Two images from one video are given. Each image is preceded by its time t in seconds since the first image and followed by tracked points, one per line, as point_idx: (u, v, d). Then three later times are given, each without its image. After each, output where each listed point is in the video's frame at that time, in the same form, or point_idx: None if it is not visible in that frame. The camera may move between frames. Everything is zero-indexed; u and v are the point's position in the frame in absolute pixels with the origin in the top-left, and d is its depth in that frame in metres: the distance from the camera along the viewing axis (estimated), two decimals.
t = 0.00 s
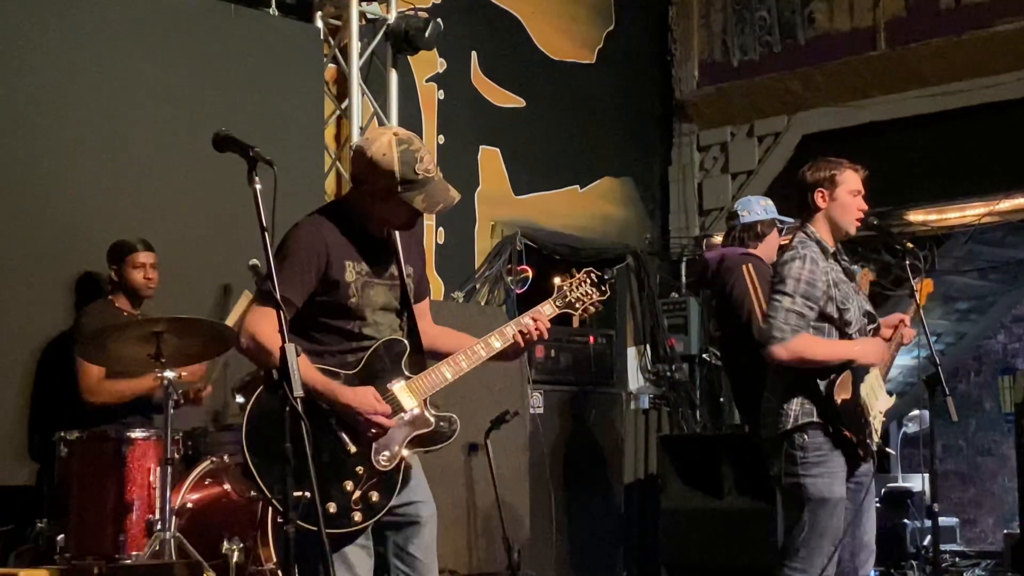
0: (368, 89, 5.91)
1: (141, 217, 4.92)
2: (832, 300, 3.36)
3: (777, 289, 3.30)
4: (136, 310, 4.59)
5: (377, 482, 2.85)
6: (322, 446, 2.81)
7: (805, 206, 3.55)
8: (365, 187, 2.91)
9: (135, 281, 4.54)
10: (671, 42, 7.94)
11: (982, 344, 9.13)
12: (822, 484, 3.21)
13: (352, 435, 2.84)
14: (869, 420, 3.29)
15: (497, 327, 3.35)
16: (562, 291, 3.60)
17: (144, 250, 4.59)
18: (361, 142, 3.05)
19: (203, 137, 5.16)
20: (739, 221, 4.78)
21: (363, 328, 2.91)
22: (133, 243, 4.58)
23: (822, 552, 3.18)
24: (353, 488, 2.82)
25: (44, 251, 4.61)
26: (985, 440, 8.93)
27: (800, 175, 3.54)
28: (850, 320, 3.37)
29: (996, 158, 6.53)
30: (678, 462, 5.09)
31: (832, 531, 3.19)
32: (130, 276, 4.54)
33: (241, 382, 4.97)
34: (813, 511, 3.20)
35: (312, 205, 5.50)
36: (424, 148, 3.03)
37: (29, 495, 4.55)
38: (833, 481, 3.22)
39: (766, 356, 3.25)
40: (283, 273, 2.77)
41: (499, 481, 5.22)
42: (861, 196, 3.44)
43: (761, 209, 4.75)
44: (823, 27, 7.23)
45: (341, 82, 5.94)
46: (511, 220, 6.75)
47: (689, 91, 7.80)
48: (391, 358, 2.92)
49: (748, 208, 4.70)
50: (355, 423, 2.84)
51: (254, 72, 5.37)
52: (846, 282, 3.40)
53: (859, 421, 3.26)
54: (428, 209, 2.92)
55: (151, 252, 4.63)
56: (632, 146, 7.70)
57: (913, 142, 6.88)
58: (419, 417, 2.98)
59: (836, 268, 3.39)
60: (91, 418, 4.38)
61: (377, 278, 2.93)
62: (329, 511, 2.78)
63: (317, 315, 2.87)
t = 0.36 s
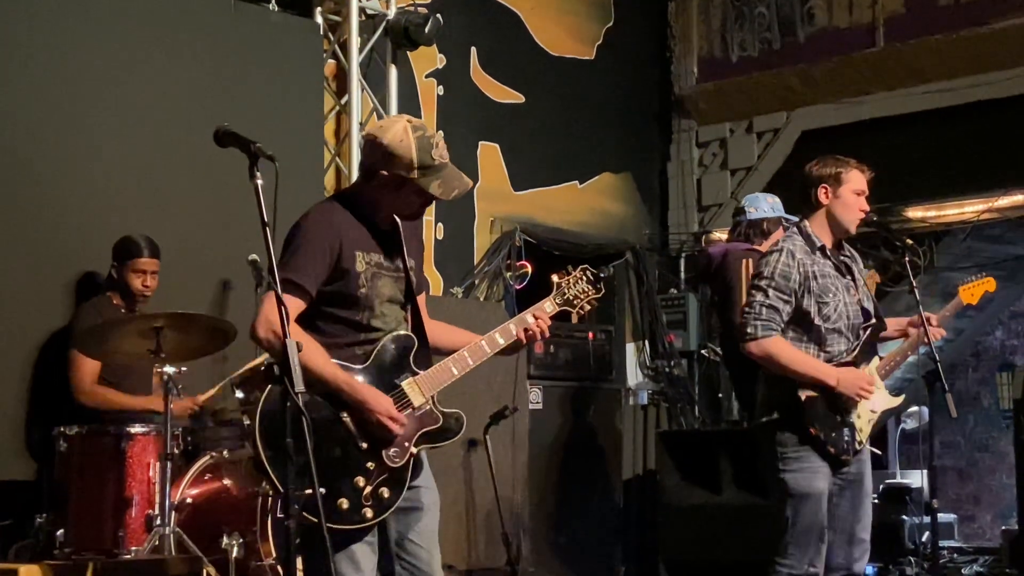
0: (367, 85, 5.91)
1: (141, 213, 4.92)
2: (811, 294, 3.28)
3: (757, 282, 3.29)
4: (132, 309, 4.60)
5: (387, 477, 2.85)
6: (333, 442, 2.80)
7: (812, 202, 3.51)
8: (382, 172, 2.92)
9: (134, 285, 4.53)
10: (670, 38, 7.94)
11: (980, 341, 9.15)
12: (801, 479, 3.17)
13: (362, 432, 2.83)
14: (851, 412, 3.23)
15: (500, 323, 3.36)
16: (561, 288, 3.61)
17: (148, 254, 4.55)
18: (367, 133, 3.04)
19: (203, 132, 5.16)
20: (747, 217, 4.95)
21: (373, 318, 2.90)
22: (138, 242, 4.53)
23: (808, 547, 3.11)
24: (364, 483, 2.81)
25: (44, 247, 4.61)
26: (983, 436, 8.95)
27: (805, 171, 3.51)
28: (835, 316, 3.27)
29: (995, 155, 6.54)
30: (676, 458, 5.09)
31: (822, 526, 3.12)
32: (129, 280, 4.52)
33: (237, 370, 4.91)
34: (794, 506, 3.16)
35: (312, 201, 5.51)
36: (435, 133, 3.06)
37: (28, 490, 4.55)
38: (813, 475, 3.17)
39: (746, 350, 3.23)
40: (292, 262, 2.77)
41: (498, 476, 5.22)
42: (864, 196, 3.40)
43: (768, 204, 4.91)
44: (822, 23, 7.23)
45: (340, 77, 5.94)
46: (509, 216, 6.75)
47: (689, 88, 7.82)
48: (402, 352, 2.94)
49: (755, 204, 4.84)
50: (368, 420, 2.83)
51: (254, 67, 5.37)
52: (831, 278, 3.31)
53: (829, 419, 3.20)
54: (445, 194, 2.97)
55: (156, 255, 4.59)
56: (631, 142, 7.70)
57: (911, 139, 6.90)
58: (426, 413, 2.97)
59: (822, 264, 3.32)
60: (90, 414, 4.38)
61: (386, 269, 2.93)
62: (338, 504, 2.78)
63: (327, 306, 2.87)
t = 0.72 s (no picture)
0: (366, 79, 5.90)
1: (138, 206, 4.91)
2: (821, 295, 3.19)
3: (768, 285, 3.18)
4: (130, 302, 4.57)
5: (434, 470, 2.66)
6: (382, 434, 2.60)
7: (811, 201, 3.44)
8: (393, 150, 2.79)
9: (134, 276, 4.52)
10: (669, 33, 7.93)
11: (978, 338, 9.17)
12: (805, 475, 3.09)
13: (409, 423, 2.63)
14: (855, 413, 3.14)
15: (528, 330, 3.34)
16: (581, 299, 3.60)
17: (145, 245, 4.54)
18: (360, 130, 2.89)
19: (201, 126, 5.14)
20: (750, 210, 4.71)
21: (398, 310, 2.69)
22: (134, 235, 4.53)
23: (806, 543, 3.03)
24: (414, 475, 2.62)
25: (42, 241, 4.59)
26: (981, 433, 8.97)
27: (805, 167, 3.45)
28: (844, 317, 3.19)
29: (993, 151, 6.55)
30: (674, 454, 5.08)
31: (821, 523, 3.04)
32: (128, 272, 4.52)
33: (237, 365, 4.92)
34: (797, 502, 3.07)
35: (310, 195, 5.49)
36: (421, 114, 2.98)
37: (27, 484, 4.53)
38: (815, 471, 3.09)
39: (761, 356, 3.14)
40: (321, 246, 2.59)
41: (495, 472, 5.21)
42: (866, 190, 3.36)
43: (770, 195, 4.70)
44: (821, 19, 7.22)
45: (339, 71, 5.92)
46: (508, 211, 6.74)
47: (687, 83, 7.81)
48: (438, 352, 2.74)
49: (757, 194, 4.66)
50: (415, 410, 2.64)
51: (252, 61, 5.35)
52: (839, 277, 3.22)
53: (833, 419, 3.12)
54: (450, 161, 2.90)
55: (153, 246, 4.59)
56: (629, 137, 7.70)
57: (911, 135, 6.90)
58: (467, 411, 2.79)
59: (828, 264, 3.24)
60: (90, 409, 4.37)
61: (405, 261, 2.75)
62: (391, 497, 2.57)
63: (351, 300, 2.65)
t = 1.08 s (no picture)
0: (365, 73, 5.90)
1: (137, 200, 4.91)
2: (821, 291, 3.19)
3: (769, 282, 3.17)
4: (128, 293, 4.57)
5: (460, 454, 2.64)
6: (409, 419, 2.57)
7: (809, 194, 3.43)
8: (394, 135, 2.78)
9: (126, 264, 4.51)
10: (668, 28, 7.93)
11: (976, 333, 9.17)
12: (811, 470, 3.08)
13: (432, 408, 2.62)
14: (859, 406, 3.14)
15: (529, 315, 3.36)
16: (575, 283, 3.63)
17: (136, 234, 4.55)
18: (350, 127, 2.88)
19: (200, 120, 5.14)
20: (754, 200, 4.60)
21: (415, 302, 2.66)
22: (126, 226, 4.55)
23: (811, 538, 3.04)
24: (442, 459, 2.59)
25: (41, 234, 4.59)
26: (978, 429, 8.97)
27: (805, 162, 3.43)
28: (844, 311, 3.20)
29: (992, 147, 6.56)
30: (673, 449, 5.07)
31: (825, 518, 3.05)
32: (120, 260, 4.51)
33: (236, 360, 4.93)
34: (803, 497, 3.07)
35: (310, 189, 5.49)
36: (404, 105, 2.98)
37: (25, 477, 4.53)
38: (821, 466, 3.09)
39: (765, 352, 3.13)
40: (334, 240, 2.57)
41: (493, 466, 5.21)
42: (868, 185, 3.35)
43: (774, 186, 4.57)
44: (821, 15, 7.22)
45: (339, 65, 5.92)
46: (506, 206, 6.74)
47: (686, 78, 7.79)
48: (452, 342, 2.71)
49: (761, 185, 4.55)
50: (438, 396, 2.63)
51: (251, 54, 5.34)
52: (838, 273, 3.22)
53: (839, 413, 3.11)
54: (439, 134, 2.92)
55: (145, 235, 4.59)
56: (628, 132, 7.69)
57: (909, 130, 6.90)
58: (482, 395, 2.79)
59: (827, 259, 3.23)
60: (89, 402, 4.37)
61: (421, 255, 2.71)
62: (422, 480, 2.53)
63: (368, 294, 2.63)
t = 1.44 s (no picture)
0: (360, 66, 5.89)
1: (131, 193, 4.89)
2: (827, 286, 3.18)
3: (780, 278, 3.15)
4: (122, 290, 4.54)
5: (466, 449, 2.63)
6: (417, 413, 2.56)
7: (801, 187, 3.42)
8: (389, 125, 2.77)
9: (124, 265, 4.49)
10: (663, 22, 7.92)
11: (971, 327, 9.19)
12: (813, 464, 3.08)
13: (441, 403, 2.61)
14: (862, 401, 3.13)
15: (533, 310, 3.36)
16: (575, 282, 3.62)
17: (138, 234, 4.53)
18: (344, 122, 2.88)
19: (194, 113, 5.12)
20: (755, 194, 4.58)
21: (422, 294, 2.66)
22: (129, 223, 4.53)
23: (811, 531, 3.05)
24: (449, 454, 2.59)
25: (35, 228, 4.57)
26: (973, 422, 8.99)
27: (796, 157, 3.43)
28: (850, 306, 3.19)
29: (989, 142, 6.56)
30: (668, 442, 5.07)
31: (825, 512, 3.06)
32: (119, 260, 4.50)
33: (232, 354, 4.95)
34: (804, 491, 3.07)
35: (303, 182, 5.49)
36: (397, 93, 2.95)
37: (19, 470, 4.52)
38: (823, 460, 3.09)
39: (781, 348, 3.09)
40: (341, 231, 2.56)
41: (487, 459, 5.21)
42: (860, 178, 3.34)
43: (779, 180, 4.58)
44: (816, 8, 7.21)
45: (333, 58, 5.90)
46: (502, 199, 6.74)
47: (682, 71, 7.78)
48: (458, 335, 2.71)
49: (767, 178, 4.55)
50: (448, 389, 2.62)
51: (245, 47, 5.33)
52: (841, 268, 3.22)
53: (843, 407, 3.11)
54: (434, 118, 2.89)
55: (146, 236, 4.57)
56: (622, 125, 7.68)
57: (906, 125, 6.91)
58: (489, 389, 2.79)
59: (831, 254, 3.24)
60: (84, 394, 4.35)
61: (428, 248, 2.72)
62: (429, 475, 2.53)
63: (377, 288, 2.62)
